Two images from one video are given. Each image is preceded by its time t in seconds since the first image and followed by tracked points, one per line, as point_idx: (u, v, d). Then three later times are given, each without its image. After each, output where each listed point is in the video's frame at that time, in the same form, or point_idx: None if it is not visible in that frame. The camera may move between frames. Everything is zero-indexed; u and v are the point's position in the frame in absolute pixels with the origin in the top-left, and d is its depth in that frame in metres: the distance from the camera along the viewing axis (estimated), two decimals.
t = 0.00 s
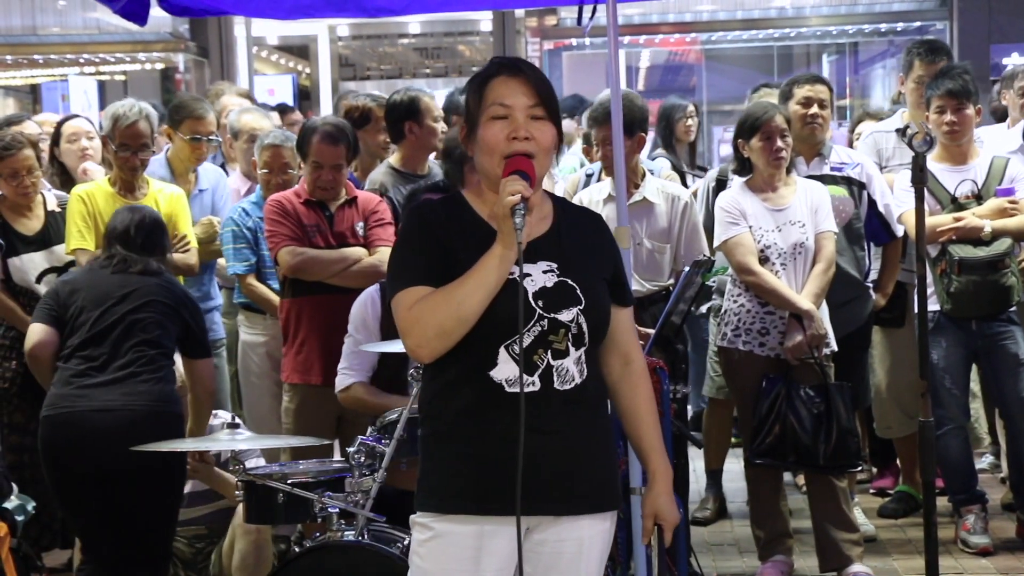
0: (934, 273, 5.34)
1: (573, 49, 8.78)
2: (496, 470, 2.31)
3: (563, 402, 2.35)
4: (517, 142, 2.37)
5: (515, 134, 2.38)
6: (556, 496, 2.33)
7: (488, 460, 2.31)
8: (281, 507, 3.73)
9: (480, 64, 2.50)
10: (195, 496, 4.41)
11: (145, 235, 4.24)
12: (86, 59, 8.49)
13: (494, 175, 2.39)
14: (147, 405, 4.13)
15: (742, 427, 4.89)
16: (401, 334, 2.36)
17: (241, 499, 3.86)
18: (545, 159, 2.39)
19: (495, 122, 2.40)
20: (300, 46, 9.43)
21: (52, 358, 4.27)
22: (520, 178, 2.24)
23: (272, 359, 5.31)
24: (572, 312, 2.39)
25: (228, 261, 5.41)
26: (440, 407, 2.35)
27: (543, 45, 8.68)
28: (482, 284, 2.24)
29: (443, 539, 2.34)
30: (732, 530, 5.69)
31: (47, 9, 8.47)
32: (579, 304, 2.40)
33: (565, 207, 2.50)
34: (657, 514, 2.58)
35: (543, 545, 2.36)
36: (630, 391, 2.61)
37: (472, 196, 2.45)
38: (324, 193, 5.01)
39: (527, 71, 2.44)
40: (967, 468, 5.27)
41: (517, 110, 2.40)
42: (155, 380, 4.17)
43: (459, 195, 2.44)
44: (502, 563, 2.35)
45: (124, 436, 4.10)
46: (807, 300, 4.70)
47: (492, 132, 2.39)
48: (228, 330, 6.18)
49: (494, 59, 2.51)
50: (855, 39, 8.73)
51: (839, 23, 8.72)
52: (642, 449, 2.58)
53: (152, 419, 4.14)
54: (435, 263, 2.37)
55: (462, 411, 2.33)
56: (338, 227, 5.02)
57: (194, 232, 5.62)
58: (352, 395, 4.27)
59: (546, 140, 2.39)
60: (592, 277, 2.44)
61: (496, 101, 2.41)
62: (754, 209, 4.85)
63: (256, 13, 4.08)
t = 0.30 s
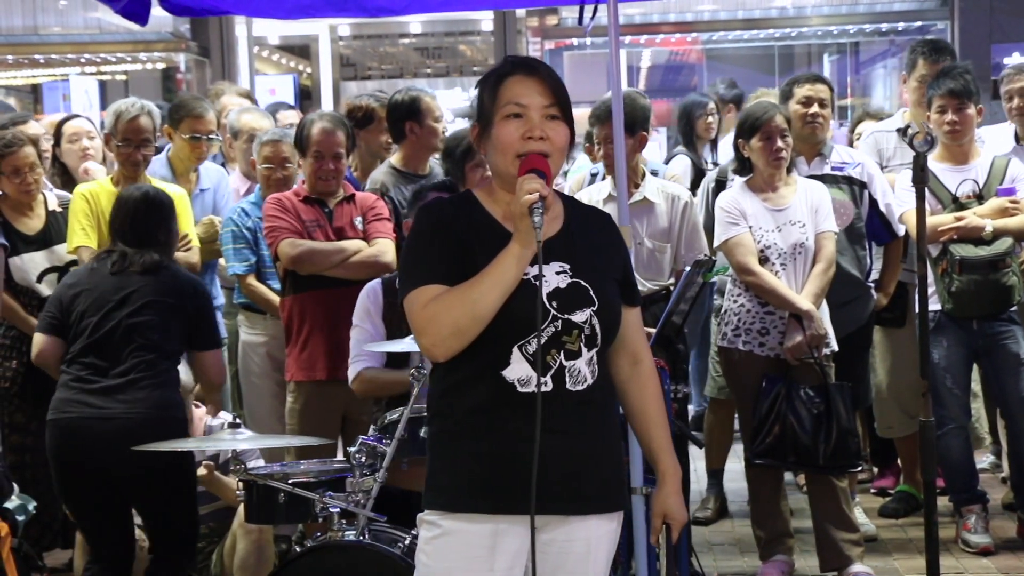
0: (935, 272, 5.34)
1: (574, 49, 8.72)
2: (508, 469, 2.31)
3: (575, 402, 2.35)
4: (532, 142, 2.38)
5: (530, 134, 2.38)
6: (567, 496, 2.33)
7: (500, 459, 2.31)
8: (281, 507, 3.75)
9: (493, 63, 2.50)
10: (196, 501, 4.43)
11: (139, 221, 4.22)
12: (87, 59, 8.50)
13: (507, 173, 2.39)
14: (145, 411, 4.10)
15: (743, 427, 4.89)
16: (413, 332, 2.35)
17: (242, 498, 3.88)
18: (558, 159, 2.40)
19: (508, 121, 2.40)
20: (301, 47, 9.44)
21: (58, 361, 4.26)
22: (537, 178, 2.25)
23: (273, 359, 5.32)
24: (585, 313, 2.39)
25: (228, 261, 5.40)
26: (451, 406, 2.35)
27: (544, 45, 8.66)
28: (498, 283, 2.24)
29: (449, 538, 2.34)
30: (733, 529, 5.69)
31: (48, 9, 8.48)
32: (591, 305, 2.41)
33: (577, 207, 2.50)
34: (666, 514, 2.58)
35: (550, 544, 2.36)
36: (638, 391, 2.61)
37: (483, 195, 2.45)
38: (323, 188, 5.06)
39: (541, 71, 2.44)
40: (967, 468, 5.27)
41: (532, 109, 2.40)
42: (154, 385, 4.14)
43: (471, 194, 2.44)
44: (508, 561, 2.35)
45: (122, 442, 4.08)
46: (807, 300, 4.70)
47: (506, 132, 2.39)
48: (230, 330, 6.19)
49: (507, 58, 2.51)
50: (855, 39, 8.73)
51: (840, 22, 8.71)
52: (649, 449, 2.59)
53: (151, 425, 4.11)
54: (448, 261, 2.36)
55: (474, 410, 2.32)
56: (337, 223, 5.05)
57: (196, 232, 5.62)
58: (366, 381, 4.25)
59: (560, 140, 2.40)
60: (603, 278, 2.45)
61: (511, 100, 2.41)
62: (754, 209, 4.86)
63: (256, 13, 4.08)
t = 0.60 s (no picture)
0: (935, 271, 5.35)
1: (574, 49, 8.69)
2: (513, 470, 2.30)
3: (580, 403, 2.35)
4: (537, 141, 2.38)
5: (535, 134, 2.38)
6: (572, 497, 2.33)
7: (506, 460, 2.30)
8: (281, 506, 3.75)
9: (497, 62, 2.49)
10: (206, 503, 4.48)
11: (160, 207, 4.04)
12: (87, 59, 8.50)
13: (513, 173, 2.40)
14: (151, 412, 3.95)
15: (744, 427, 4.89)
16: (420, 333, 2.34)
17: (242, 498, 3.89)
18: (563, 159, 2.41)
19: (513, 120, 2.40)
20: (301, 46, 9.45)
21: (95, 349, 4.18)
22: (545, 178, 2.25)
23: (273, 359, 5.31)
24: (589, 314, 2.39)
25: (228, 261, 5.38)
26: (456, 407, 2.35)
27: (544, 45, 8.65)
28: (506, 283, 2.24)
29: (451, 538, 2.34)
30: (733, 529, 5.69)
31: (49, 9, 8.49)
32: (595, 306, 2.41)
33: (580, 207, 2.50)
34: (665, 513, 2.58)
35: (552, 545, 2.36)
36: (639, 391, 2.61)
37: (487, 195, 2.44)
38: (327, 188, 5.06)
39: (546, 70, 2.44)
40: (968, 468, 5.28)
41: (537, 108, 2.40)
42: (164, 384, 3.97)
43: (475, 194, 2.44)
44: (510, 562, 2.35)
45: (129, 442, 3.93)
46: (807, 300, 4.71)
47: (511, 131, 2.39)
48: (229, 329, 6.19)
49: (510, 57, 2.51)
50: (855, 39, 8.74)
51: (841, 22, 8.70)
52: (649, 450, 2.59)
53: (158, 425, 3.96)
54: (454, 261, 2.35)
55: (479, 411, 2.32)
56: (337, 220, 5.06)
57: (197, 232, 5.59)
58: (365, 392, 4.27)
59: (564, 140, 2.40)
60: (606, 279, 2.45)
61: (516, 99, 2.41)
62: (754, 209, 4.85)
63: (256, 12, 4.08)
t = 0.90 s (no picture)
0: (935, 270, 5.34)
1: (575, 48, 8.56)
2: (513, 471, 2.30)
3: (581, 404, 2.35)
4: (542, 144, 2.38)
5: (540, 136, 2.38)
6: (573, 498, 2.33)
7: (507, 460, 2.30)
8: (282, 506, 3.75)
9: (502, 61, 2.49)
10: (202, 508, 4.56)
11: (175, 197, 4.11)
12: (88, 58, 8.51)
13: (516, 173, 2.39)
14: (151, 403, 4.01)
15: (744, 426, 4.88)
16: (421, 333, 2.34)
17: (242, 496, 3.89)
18: (567, 161, 2.41)
19: (519, 122, 2.40)
20: (301, 46, 9.45)
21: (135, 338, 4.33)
22: (552, 184, 2.25)
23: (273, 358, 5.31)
24: (592, 316, 2.39)
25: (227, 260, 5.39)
26: (457, 406, 2.35)
27: (545, 44, 8.51)
28: (511, 287, 2.24)
29: (453, 538, 2.33)
30: (734, 529, 5.69)
31: (49, 8, 8.49)
32: (597, 307, 2.41)
33: (581, 208, 2.49)
34: (664, 512, 2.58)
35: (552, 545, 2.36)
36: (637, 390, 2.61)
37: (489, 196, 2.44)
38: (331, 184, 5.05)
39: (552, 73, 2.44)
40: (969, 467, 5.28)
41: (544, 111, 2.40)
42: (167, 374, 4.02)
43: (477, 195, 2.43)
44: (512, 560, 2.34)
45: (132, 432, 4.01)
46: (807, 299, 4.71)
47: (516, 133, 2.39)
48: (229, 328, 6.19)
49: (517, 57, 2.50)
50: (856, 38, 8.76)
51: (841, 21, 8.66)
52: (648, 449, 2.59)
53: (161, 416, 4.01)
54: (456, 262, 2.35)
55: (481, 413, 2.32)
56: (340, 220, 5.06)
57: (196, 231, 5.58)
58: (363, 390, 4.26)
59: (569, 142, 2.40)
60: (606, 279, 2.45)
61: (522, 101, 2.40)
62: (755, 207, 4.85)
63: (256, 11, 4.07)
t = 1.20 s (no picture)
0: (935, 270, 5.35)
1: (575, 47, 8.58)
2: (511, 471, 2.30)
3: (579, 403, 2.36)
4: (541, 144, 2.39)
5: (539, 136, 2.39)
6: (571, 497, 2.34)
7: (505, 460, 2.30)
8: (282, 506, 3.75)
9: (499, 60, 2.49)
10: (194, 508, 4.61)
11: (184, 200, 4.17)
12: (88, 58, 8.50)
13: (514, 173, 2.39)
14: (154, 403, 4.05)
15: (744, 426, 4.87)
16: (418, 333, 2.33)
17: (242, 496, 3.88)
18: (564, 160, 2.42)
19: (518, 121, 2.40)
20: (301, 45, 9.50)
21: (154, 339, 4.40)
22: (553, 185, 2.26)
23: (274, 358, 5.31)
24: (588, 315, 2.40)
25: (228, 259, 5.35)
26: (455, 405, 2.34)
27: (545, 43, 8.52)
28: (511, 286, 2.24)
29: (453, 538, 2.33)
30: (734, 528, 5.69)
31: (49, 8, 8.49)
32: (594, 306, 2.41)
33: (576, 207, 2.50)
34: (660, 511, 2.58)
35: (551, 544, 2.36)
36: (632, 389, 2.61)
37: (485, 195, 2.44)
38: (336, 187, 5.06)
39: (550, 71, 2.44)
40: (969, 466, 5.28)
41: (542, 110, 2.40)
42: (172, 372, 4.06)
43: (472, 194, 2.43)
44: (513, 560, 2.34)
45: (137, 431, 4.06)
46: (808, 299, 4.71)
47: (515, 132, 2.39)
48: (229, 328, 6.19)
49: (513, 57, 2.50)
50: (856, 37, 8.75)
51: (841, 20, 8.67)
52: (644, 449, 2.59)
53: (163, 415, 4.05)
54: (454, 261, 2.35)
55: (480, 413, 2.31)
56: (342, 220, 5.08)
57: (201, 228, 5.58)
58: (372, 388, 4.25)
59: (568, 142, 2.41)
60: (602, 278, 2.45)
61: (521, 99, 2.40)
62: (755, 207, 4.85)
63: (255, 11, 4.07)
